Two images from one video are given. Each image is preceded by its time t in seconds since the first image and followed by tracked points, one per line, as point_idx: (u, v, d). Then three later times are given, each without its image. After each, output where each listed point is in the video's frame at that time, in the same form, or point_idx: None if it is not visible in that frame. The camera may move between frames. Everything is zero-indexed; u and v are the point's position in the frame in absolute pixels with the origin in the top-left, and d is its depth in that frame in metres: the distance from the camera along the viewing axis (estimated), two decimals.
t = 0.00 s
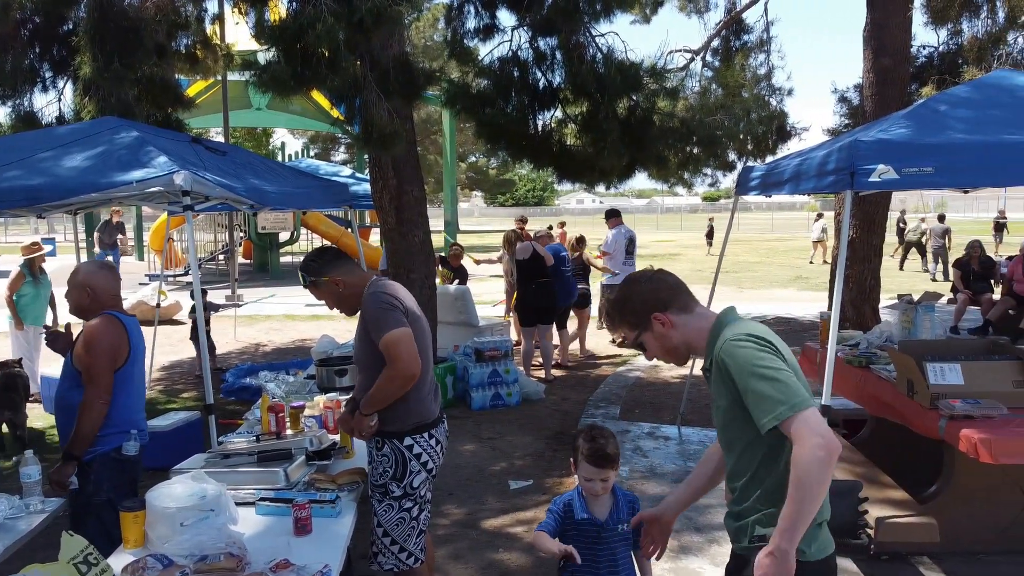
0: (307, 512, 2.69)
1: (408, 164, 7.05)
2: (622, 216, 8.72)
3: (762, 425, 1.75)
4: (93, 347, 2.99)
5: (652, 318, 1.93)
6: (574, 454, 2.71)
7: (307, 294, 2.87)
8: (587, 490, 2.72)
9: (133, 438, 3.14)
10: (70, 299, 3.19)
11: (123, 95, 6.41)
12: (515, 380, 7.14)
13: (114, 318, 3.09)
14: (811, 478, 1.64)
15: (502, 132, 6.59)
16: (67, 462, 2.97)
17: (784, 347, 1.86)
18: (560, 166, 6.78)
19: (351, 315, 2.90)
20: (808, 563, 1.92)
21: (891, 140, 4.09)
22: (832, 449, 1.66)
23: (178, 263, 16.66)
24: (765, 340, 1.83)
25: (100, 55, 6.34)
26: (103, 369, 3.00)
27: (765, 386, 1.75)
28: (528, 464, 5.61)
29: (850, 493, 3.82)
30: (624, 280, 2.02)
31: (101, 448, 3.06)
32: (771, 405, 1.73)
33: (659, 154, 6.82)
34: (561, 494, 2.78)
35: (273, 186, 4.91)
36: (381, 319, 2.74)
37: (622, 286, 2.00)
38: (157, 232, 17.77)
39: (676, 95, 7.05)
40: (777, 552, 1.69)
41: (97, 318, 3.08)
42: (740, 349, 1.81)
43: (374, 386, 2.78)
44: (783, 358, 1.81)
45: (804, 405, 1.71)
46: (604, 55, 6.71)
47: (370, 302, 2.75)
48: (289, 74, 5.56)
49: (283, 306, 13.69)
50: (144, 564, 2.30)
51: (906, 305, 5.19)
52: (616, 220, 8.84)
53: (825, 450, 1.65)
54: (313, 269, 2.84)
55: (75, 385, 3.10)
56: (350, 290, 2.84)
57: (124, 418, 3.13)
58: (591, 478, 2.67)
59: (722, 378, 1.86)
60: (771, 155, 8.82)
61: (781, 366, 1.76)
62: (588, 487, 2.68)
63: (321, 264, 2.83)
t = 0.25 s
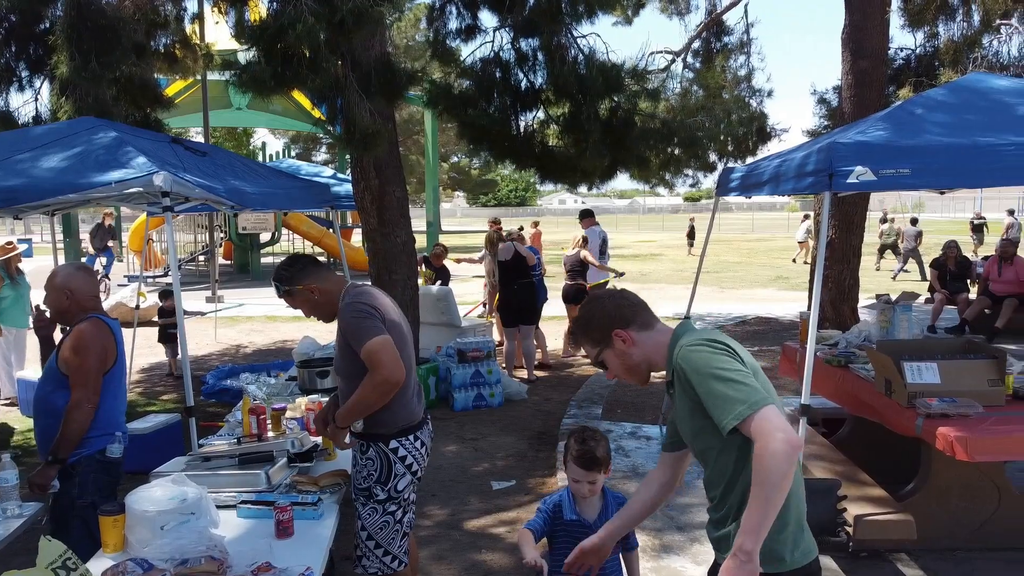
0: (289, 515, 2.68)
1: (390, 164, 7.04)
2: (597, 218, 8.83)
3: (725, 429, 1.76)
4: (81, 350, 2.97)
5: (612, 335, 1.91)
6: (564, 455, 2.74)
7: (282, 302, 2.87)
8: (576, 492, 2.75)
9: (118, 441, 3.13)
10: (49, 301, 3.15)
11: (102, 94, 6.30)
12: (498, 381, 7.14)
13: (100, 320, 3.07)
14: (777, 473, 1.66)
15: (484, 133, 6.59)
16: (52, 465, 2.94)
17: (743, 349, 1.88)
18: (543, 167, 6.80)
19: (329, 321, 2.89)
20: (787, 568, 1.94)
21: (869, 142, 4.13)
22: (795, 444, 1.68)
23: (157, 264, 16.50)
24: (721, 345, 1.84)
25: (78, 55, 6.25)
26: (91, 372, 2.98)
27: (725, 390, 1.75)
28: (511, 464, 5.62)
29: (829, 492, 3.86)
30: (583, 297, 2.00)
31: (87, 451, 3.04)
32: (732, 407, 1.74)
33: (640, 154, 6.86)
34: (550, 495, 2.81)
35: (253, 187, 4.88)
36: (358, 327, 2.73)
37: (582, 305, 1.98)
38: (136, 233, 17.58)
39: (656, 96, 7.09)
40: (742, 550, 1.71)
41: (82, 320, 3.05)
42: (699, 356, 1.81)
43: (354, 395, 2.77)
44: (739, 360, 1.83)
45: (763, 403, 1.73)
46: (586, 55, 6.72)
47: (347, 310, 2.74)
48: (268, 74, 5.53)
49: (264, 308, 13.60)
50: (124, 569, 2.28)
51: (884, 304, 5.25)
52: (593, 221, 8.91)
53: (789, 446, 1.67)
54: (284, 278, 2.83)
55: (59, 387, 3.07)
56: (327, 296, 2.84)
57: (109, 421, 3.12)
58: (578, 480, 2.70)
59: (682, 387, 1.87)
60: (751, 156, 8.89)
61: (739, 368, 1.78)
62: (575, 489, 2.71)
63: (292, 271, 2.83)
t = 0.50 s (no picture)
0: (267, 518, 2.66)
1: (369, 164, 7.01)
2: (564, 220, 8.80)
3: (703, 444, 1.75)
4: (58, 351, 2.93)
5: (572, 365, 1.88)
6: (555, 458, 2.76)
7: (256, 311, 2.85)
8: (563, 494, 2.77)
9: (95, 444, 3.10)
10: (24, 303, 3.11)
11: (75, 94, 6.23)
12: (478, 381, 7.14)
13: (76, 321, 3.02)
14: (755, 485, 1.66)
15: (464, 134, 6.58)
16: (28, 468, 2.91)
17: (713, 363, 1.88)
18: (523, 167, 6.80)
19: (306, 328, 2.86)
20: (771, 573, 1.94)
21: (845, 144, 4.17)
22: (772, 455, 1.69)
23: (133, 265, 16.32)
24: (691, 360, 1.83)
25: (52, 53, 6.17)
26: (68, 374, 2.94)
27: (698, 406, 1.75)
28: (491, 465, 5.62)
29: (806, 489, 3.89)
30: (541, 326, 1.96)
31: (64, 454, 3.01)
32: (706, 423, 1.73)
33: (619, 155, 6.90)
34: (536, 497, 2.83)
35: (231, 188, 4.84)
36: (332, 341, 2.68)
37: (539, 336, 1.94)
38: (112, 233, 17.39)
39: (636, 97, 7.14)
40: (719, 564, 1.70)
41: (59, 321, 3.01)
42: (668, 374, 1.80)
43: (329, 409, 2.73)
44: (711, 373, 1.82)
45: (737, 416, 1.73)
46: (565, 57, 6.74)
47: (322, 322, 2.70)
48: (246, 74, 5.49)
49: (242, 309, 13.50)
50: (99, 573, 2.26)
51: (860, 304, 5.31)
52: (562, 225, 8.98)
53: (767, 458, 1.68)
54: (257, 288, 2.80)
55: (35, 390, 3.03)
56: (303, 304, 2.81)
57: (86, 423, 3.08)
58: (569, 483, 2.73)
59: (653, 406, 1.86)
60: (729, 157, 8.96)
61: (711, 383, 1.77)
62: (565, 491, 2.74)
63: (264, 282, 2.80)
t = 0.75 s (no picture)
0: (231, 521, 2.64)
1: (336, 164, 6.96)
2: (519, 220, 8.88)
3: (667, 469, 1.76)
4: (14, 354, 2.87)
5: (541, 373, 1.88)
6: (533, 460, 2.76)
7: (217, 319, 2.80)
8: (537, 495, 2.76)
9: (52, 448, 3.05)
10: None
11: (34, 91, 6.18)
12: (447, 381, 7.12)
13: (33, 323, 2.96)
14: (711, 522, 1.69)
15: (432, 134, 6.54)
16: None
17: (687, 379, 1.85)
18: (491, 168, 6.80)
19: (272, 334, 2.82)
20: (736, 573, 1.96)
21: (807, 144, 4.23)
22: (732, 493, 1.72)
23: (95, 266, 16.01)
24: (664, 379, 1.81)
25: (9, 49, 6.19)
26: (24, 377, 2.88)
27: (666, 434, 1.75)
28: (460, 465, 5.61)
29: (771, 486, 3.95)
30: (505, 334, 1.94)
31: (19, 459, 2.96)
32: (670, 453, 1.74)
33: (586, 155, 6.95)
34: (508, 497, 2.82)
35: (196, 188, 4.78)
36: (290, 359, 2.62)
37: (504, 344, 1.92)
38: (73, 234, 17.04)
39: (603, 98, 7.18)
40: None
41: (16, 322, 2.94)
42: (640, 395, 1.79)
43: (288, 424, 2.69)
44: (685, 397, 1.80)
45: (705, 451, 1.73)
46: (533, 57, 6.75)
47: (282, 337, 2.64)
48: (210, 72, 5.42)
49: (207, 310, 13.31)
50: None
51: (823, 303, 5.39)
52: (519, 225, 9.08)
53: (726, 496, 1.71)
54: (219, 295, 2.77)
55: None
56: (265, 311, 2.78)
57: (43, 427, 3.03)
58: (547, 485, 2.73)
59: (620, 419, 1.85)
60: (696, 157, 9.05)
61: (682, 410, 1.76)
62: (541, 493, 2.74)
63: (224, 291, 2.77)
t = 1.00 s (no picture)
0: (204, 524, 2.61)
1: (312, 164, 6.92)
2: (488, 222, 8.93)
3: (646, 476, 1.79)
4: None
5: (540, 365, 1.86)
6: (512, 461, 2.74)
7: (190, 322, 2.78)
8: (516, 495, 2.76)
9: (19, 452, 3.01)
10: None
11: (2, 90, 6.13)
12: (424, 382, 7.10)
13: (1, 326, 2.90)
14: (676, 538, 1.73)
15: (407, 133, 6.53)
16: None
17: (682, 388, 1.86)
18: (467, 167, 6.81)
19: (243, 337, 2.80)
20: (708, 569, 1.98)
21: (780, 145, 4.27)
22: (702, 513, 1.75)
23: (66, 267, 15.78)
24: (661, 386, 1.81)
25: None
26: None
27: (653, 444, 1.76)
28: (437, 466, 5.60)
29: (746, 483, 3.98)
30: (493, 330, 1.90)
31: None
32: (652, 463, 1.76)
33: (563, 154, 6.96)
34: (486, 499, 2.81)
35: (168, 187, 4.73)
36: (259, 364, 2.61)
37: (497, 339, 1.88)
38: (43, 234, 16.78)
39: (579, 98, 7.22)
40: None
41: None
42: (634, 398, 1.79)
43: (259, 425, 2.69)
44: (679, 410, 1.81)
45: (687, 470, 1.75)
46: (509, 57, 6.76)
47: (253, 343, 2.62)
48: (183, 70, 5.37)
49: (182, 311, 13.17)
50: None
51: (797, 302, 5.45)
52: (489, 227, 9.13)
53: (695, 517, 1.74)
54: (190, 298, 2.74)
55: None
56: (237, 314, 2.75)
57: (10, 432, 2.98)
58: (527, 486, 2.71)
59: (610, 415, 1.87)
60: (672, 158, 9.13)
61: (672, 425, 1.77)
62: (521, 493, 2.73)
63: (195, 292, 2.73)
